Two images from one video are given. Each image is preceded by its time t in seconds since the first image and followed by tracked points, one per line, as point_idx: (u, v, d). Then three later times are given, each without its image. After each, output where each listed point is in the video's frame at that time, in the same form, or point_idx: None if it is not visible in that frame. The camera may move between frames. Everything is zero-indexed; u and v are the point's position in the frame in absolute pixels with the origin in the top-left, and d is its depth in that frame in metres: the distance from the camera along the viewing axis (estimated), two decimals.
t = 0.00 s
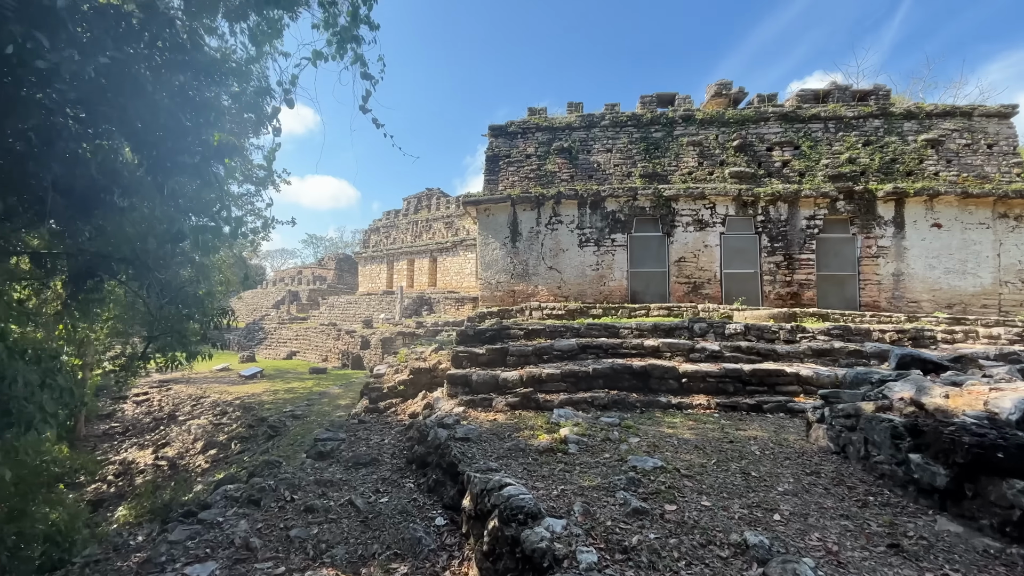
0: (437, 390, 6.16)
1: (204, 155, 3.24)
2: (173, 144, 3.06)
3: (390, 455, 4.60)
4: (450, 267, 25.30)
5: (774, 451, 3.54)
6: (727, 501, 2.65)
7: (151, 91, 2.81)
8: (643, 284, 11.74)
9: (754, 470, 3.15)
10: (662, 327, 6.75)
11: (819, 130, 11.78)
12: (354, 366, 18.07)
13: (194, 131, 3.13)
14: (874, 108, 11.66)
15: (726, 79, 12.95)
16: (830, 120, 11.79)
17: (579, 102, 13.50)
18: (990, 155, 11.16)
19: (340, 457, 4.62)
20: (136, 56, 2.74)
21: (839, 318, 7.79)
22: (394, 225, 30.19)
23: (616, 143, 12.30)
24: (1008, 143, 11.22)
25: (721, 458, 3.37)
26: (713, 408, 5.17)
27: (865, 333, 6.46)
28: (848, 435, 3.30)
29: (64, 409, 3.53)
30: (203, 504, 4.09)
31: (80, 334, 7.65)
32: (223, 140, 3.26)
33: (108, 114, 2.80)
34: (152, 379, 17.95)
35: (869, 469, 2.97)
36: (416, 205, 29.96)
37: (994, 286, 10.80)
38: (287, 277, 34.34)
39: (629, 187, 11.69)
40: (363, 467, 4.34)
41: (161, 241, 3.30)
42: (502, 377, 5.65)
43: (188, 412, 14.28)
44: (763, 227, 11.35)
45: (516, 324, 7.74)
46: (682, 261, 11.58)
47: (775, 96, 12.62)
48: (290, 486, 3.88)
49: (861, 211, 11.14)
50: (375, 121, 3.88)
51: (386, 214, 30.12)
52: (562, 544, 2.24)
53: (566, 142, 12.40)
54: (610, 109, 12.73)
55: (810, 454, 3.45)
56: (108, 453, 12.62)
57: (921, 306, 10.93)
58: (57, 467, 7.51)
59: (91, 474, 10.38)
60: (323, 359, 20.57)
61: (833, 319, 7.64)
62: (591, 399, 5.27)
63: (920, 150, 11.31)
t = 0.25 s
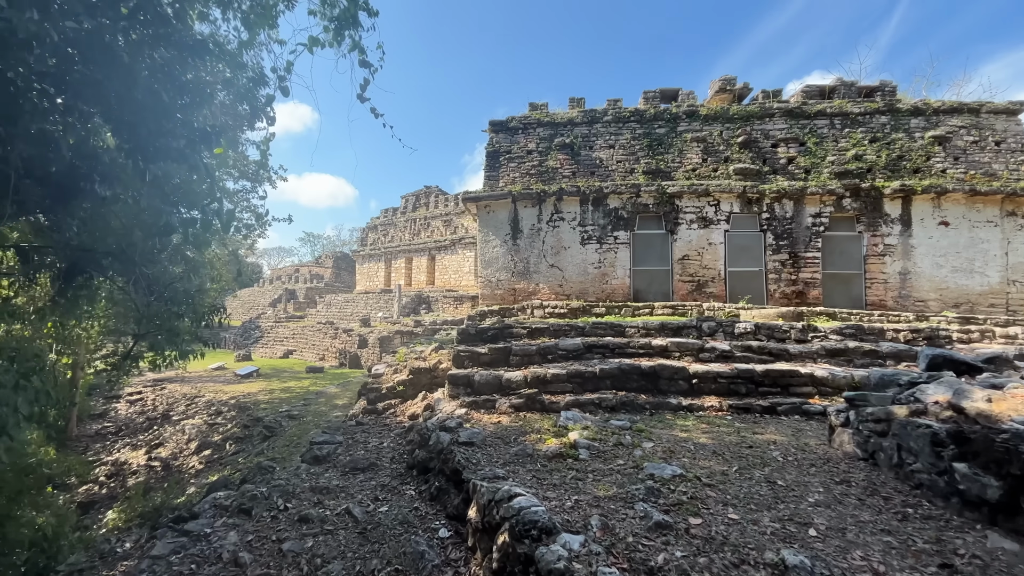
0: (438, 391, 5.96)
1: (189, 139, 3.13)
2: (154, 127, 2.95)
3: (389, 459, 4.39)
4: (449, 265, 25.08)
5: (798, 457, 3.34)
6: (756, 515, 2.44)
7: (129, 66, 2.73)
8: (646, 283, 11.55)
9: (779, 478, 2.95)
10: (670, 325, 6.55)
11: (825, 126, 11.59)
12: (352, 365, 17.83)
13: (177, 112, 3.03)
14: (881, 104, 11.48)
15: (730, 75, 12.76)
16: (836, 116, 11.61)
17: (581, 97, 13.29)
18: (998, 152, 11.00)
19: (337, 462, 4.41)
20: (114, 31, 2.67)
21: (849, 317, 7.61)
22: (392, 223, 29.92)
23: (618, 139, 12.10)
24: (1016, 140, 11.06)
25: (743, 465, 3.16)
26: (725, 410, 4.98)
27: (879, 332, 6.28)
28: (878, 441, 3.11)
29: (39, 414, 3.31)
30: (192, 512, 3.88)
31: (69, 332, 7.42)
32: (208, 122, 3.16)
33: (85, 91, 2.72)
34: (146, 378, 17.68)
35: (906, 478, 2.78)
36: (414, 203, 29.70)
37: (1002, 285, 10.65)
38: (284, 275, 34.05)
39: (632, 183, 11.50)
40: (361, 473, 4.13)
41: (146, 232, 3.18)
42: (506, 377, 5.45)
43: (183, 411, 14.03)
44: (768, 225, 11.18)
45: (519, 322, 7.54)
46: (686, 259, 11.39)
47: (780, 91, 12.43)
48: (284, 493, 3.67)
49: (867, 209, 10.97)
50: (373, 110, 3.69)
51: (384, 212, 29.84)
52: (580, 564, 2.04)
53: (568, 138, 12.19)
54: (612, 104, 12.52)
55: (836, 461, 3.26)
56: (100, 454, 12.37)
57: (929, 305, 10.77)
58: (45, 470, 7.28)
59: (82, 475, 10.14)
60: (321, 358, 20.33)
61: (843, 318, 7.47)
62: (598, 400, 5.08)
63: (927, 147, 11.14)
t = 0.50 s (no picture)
0: (441, 392, 5.75)
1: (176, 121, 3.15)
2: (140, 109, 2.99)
3: (390, 464, 4.19)
4: (447, 263, 24.86)
5: (826, 465, 3.15)
6: (795, 532, 2.25)
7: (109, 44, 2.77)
8: (649, 280, 11.37)
9: (810, 488, 2.76)
10: (679, 324, 6.36)
11: (831, 122, 11.42)
12: (349, 363, 17.60)
13: (163, 94, 3.07)
14: (887, 99, 11.31)
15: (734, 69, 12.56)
16: (842, 111, 11.43)
17: (583, 92, 13.06)
18: (1006, 148, 10.85)
19: (335, 467, 4.20)
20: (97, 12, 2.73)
21: (860, 315, 7.44)
22: (389, 220, 29.63)
23: (621, 134, 11.89)
24: None
25: (770, 474, 2.97)
26: (740, 412, 4.79)
27: (894, 331, 6.10)
28: (914, 447, 2.92)
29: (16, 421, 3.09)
30: (182, 523, 3.68)
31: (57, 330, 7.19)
32: (195, 104, 3.18)
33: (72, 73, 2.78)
34: (140, 376, 17.41)
35: (950, 490, 2.59)
36: (412, 200, 29.43)
37: (1010, 283, 10.51)
38: (281, 272, 33.76)
39: (635, 179, 11.30)
40: (361, 479, 3.92)
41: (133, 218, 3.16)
42: (511, 378, 5.26)
43: (177, 410, 13.78)
44: (773, 221, 11.01)
45: (522, 321, 7.33)
46: (689, 256, 11.21)
47: (785, 86, 12.24)
48: (279, 502, 3.45)
49: (873, 206, 10.81)
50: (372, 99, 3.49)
51: (381, 209, 29.54)
52: None
53: (570, 132, 11.97)
54: (615, 98, 12.30)
55: (868, 469, 3.07)
56: (92, 454, 12.12)
57: (935, 303, 10.63)
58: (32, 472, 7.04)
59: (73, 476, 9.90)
60: (318, 356, 20.10)
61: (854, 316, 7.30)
62: (608, 402, 4.88)
63: (935, 143, 10.98)
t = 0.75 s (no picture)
0: (445, 389, 5.54)
1: (162, 88, 3.18)
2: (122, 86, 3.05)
3: (395, 465, 3.98)
4: (445, 259, 24.61)
5: (862, 466, 2.96)
6: (845, 543, 2.07)
7: (88, 10, 2.80)
8: (653, 275, 11.18)
9: (851, 492, 2.58)
10: (689, 319, 6.16)
11: (837, 114, 11.22)
12: (346, 359, 17.35)
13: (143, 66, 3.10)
14: (895, 91, 11.13)
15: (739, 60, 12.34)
16: (849, 103, 11.24)
17: (585, 83, 12.81)
18: (1014, 141, 10.70)
19: (336, 468, 3.99)
20: None
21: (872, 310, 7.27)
22: (386, 215, 29.29)
23: (624, 126, 11.65)
24: None
25: (804, 476, 2.78)
26: (758, 410, 4.60)
27: (911, 325, 5.94)
28: (960, 449, 2.74)
29: None
30: (174, 529, 3.47)
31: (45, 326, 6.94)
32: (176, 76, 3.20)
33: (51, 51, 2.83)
34: (133, 373, 17.10)
35: (1007, 495, 2.41)
36: (408, 195, 29.10)
37: (1018, 278, 10.39)
38: (276, 268, 33.40)
39: (638, 172, 11.09)
40: (364, 482, 3.72)
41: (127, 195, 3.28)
42: (518, 374, 5.05)
43: (171, 408, 13.52)
44: (779, 215, 10.83)
45: (526, 315, 7.11)
46: (694, 251, 11.02)
47: (790, 78, 12.04)
48: (278, 507, 3.23)
49: (880, 199, 10.65)
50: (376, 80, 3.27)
51: (377, 204, 29.19)
52: None
53: (572, 124, 11.73)
54: (618, 89, 12.06)
55: (907, 471, 2.89)
56: (83, 452, 11.86)
57: (942, 298, 10.50)
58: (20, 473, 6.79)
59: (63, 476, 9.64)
60: (314, 352, 19.83)
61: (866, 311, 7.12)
62: (620, 399, 4.69)
63: (942, 136, 10.82)
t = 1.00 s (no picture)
0: (448, 392, 5.35)
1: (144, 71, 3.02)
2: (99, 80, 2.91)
3: (398, 476, 3.78)
4: (442, 257, 24.40)
5: (899, 479, 2.80)
6: (900, 570, 1.92)
7: None
8: (655, 273, 11.00)
9: (894, 508, 2.41)
10: (699, 319, 5.99)
11: (842, 109, 11.06)
12: (342, 359, 17.12)
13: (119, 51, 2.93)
14: (900, 87, 10.99)
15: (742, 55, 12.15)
16: (854, 99, 11.08)
17: (585, 78, 12.59)
18: (1020, 137, 10.58)
19: (336, 478, 3.79)
20: None
21: (883, 309, 7.12)
22: (382, 212, 28.99)
23: (626, 121, 11.45)
24: None
25: (840, 490, 2.60)
26: (774, 414, 4.44)
27: (927, 325, 5.79)
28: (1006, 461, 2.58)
29: None
30: (165, 546, 3.27)
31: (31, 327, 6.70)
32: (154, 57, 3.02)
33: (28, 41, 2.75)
34: (125, 373, 16.80)
35: None
36: (405, 192, 28.79)
37: None
38: (271, 266, 33.06)
39: (641, 168, 10.90)
40: (366, 493, 3.52)
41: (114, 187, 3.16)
42: (525, 377, 4.86)
43: (164, 409, 13.26)
44: (783, 212, 10.67)
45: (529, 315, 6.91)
46: (697, 248, 10.85)
47: (793, 73, 11.87)
48: (275, 524, 3.03)
49: (886, 196, 10.51)
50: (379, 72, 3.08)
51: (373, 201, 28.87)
52: None
53: (573, 120, 11.52)
54: (619, 84, 11.85)
55: (948, 484, 2.73)
56: (74, 454, 11.60)
57: (948, 296, 10.38)
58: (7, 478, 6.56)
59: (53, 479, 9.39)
60: (310, 351, 19.58)
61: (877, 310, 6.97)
62: (631, 403, 4.51)
63: (948, 132, 10.69)
